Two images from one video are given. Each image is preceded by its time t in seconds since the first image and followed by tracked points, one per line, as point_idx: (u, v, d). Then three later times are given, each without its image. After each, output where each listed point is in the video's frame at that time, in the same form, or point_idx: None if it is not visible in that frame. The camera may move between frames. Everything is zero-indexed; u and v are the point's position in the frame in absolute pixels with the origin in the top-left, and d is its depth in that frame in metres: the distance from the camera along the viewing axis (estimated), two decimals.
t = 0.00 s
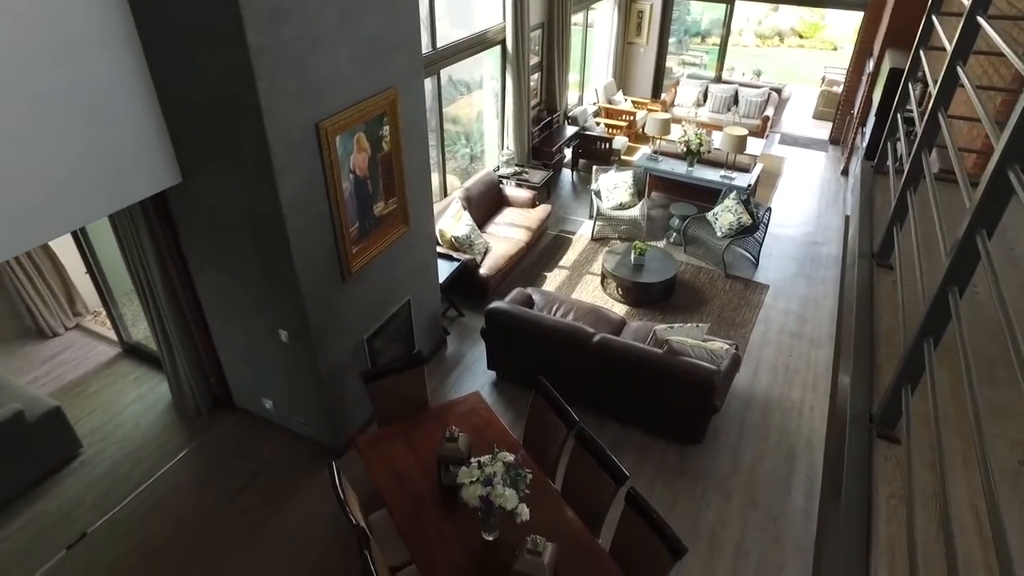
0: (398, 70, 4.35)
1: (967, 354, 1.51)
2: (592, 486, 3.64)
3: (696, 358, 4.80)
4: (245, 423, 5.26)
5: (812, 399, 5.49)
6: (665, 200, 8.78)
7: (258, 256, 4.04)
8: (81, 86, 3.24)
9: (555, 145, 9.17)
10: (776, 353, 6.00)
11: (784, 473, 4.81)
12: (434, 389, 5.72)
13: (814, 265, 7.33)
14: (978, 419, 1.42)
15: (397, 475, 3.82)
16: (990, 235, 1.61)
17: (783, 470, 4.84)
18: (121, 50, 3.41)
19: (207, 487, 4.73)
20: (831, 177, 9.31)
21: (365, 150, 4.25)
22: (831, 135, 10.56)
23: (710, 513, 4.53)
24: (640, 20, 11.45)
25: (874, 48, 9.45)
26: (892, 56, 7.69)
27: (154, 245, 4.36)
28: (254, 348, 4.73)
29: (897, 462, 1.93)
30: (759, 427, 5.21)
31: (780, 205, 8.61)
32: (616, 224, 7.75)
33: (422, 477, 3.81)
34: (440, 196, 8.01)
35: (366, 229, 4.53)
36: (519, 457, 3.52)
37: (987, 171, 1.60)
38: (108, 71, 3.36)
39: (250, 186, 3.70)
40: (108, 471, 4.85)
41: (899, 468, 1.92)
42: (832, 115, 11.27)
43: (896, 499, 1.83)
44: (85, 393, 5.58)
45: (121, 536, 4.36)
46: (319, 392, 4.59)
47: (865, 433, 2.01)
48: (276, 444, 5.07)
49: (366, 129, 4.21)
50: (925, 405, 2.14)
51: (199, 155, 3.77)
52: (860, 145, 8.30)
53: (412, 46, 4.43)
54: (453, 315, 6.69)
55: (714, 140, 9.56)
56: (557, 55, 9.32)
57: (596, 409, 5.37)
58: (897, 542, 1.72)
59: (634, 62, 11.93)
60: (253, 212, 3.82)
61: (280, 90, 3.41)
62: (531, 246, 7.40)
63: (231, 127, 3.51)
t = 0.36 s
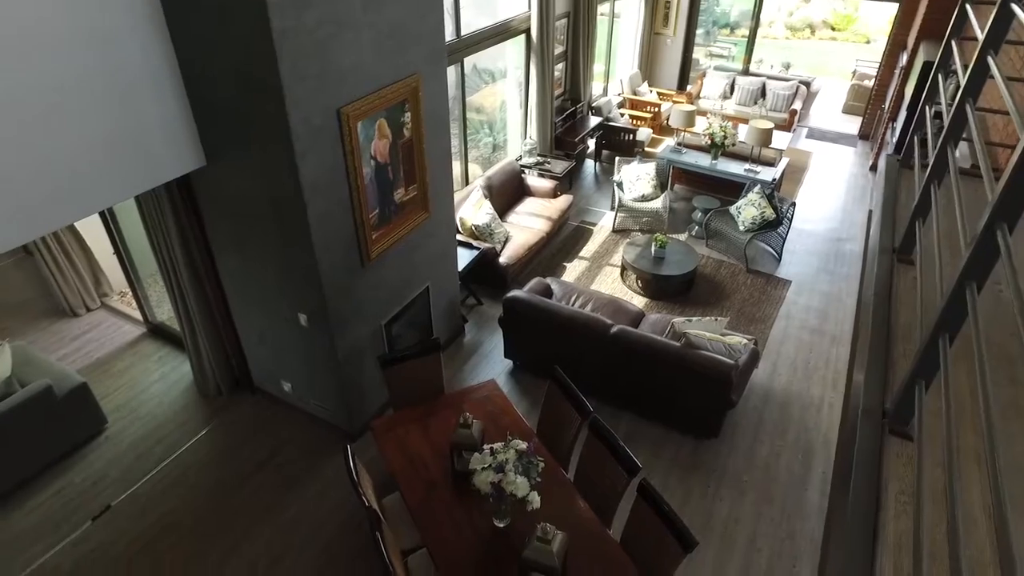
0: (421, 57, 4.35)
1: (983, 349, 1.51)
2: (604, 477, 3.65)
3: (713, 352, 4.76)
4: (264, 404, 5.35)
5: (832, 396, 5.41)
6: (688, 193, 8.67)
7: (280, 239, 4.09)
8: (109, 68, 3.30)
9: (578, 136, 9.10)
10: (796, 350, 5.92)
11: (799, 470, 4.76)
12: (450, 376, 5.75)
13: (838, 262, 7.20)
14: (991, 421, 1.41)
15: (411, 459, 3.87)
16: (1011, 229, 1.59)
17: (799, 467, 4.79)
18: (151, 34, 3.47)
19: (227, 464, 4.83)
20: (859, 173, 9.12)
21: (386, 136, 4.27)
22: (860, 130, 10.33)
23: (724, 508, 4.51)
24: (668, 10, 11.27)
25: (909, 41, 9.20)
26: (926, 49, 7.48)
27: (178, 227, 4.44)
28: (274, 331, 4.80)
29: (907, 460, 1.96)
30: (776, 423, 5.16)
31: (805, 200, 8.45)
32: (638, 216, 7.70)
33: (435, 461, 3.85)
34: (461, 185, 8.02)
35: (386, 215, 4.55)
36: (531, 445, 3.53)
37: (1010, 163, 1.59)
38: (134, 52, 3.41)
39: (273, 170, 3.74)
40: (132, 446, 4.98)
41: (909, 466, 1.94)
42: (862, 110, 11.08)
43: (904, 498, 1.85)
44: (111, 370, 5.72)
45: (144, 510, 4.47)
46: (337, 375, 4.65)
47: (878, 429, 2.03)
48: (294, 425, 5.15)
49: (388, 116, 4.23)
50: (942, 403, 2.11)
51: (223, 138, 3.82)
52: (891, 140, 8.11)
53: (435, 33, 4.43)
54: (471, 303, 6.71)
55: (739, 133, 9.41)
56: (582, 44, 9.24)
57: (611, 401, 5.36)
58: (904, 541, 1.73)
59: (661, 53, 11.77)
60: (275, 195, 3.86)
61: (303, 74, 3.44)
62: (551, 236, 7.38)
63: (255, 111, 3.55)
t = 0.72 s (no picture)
0: (450, 43, 4.33)
1: (1006, 365, 1.47)
2: (621, 473, 3.62)
3: (738, 351, 4.68)
4: (289, 385, 5.44)
5: (859, 400, 5.29)
6: (720, 187, 8.51)
7: (305, 224, 4.13)
8: (139, 51, 3.35)
9: (610, 126, 8.97)
10: (825, 351, 5.79)
11: (822, 473, 4.67)
12: (472, 365, 5.77)
13: (872, 262, 7.00)
14: (1014, 439, 1.36)
15: (429, 446, 3.89)
16: None
17: (822, 470, 4.70)
18: (185, 21, 3.53)
19: (250, 443, 4.93)
20: (899, 170, 8.84)
21: (414, 123, 4.27)
22: (903, 126, 10.00)
23: (742, 508, 4.45)
24: None
25: (959, 33, 8.85)
26: (977, 42, 7.17)
27: (209, 211, 4.52)
28: (299, 313, 4.86)
29: (923, 477, 1.93)
30: (801, 424, 5.06)
31: (840, 197, 8.23)
32: (668, 210, 7.60)
33: (453, 449, 3.87)
34: (490, 173, 8.01)
35: (412, 202, 4.56)
36: (548, 438, 3.52)
37: None
38: (165, 36, 3.46)
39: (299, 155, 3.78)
40: (161, 421, 5.11)
41: (926, 484, 1.91)
42: (905, 105, 10.71)
43: (919, 517, 1.82)
44: (143, 346, 5.88)
45: (170, 484, 4.59)
46: (359, 360, 4.70)
47: (896, 444, 2.01)
48: (316, 408, 5.23)
49: (416, 103, 4.22)
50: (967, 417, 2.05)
51: (252, 122, 3.86)
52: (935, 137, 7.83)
53: (465, 19, 4.40)
54: (496, 292, 6.71)
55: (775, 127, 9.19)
56: (617, 32, 9.09)
57: (632, 395, 5.31)
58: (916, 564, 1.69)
59: (697, 44, 11.48)
60: (302, 180, 3.89)
61: (331, 60, 3.44)
62: (579, 227, 7.32)
63: (283, 96, 3.57)
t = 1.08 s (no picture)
0: (488, 31, 4.29)
1: None
2: (642, 472, 3.57)
3: (770, 353, 4.55)
4: (318, 367, 5.53)
5: (896, 409, 5.11)
6: (761, 184, 8.28)
7: (337, 208, 4.16)
8: (177, 32, 3.42)
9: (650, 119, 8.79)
10: (862, 357, 5.60)
11: (853, 483, 4.54)
12: (498, 355, 5.75)
13: (917, 267, 6.74)
14: None
15: (451, 435, 3.91)
16: None
17: (853, 480, 4.56)
18: (224, 5, 3.59)
19: (278, 422, 5.03)
20: (952, 172, 8.47)
21: (448, 111, 4.25)
22: (959, 125, 9.56)
23: (767, 514, 4.36)
24: None
25: None
26: None
27: (245, 194, 4.60)
28: (329, 297, 4.92)
29: (950, 500, 2.03)
30: (833, 432, 4.91)
31: (887, 198, 7.92)
32: (706, 206, 7.43)
33: (474, 439, 3.88)
34: (526, 163, 7.94)
35: (444, 190, 4.55)
36: (571, 433, 3.49)
37: None
38: (204, 18, 3.52)
39: (332, 140, 3.80)
40: (194, 396, 5.25)
41: (952, 507, 2.01)
42: (962, 103, 10.24)
43: (945, 542, 1.90)
44: (180, 323, 6.04)
45: (200, 458, 4.71)
46: (386, 345, 4.74)
47: (923, 466, 2.09)
48: (343, 390, 5.30)
49: (451, 91, 4.19)
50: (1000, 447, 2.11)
51: (288, 106, 3.90)
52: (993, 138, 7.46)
53: (504, 7, 4.35)
54: (527, 283, 6.68)
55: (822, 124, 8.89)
56: (661, 23, 8.89)
57: (659, 393, 5.24)
58: None
59: (744, 36, 11.17)
60: (335, 164, 3.91)
61: (367, 47, 3.44)
62: (613, 221, 7.21)
63: (318, 81, 3.59)
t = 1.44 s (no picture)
0: (520, 17, 4.23)
1: None
2: (660, 470, 3.52)
3: (797, 354, 4.44)
4: (341, 350, 5.59)
5: (926, 416, 4.96)
6: (796, 179, 8.07)
7: (363, 193, 4.17)
8: (211, 15, 3.49)
9: (684, 110, 8.59)
10: (893, 361, 5.45)
11: (877, 490, 4.43)
12: (521, 345, 5.74)
13: (957, 270, 6.51)
14: None
15: (469, 424, 3.91)
16: None
17: (877, 487, 4.45)
18: None
19: (300, 402, 5.10)
20: (1000, 172, 8.15)
21: (477, 98, 4.21)
22: (1009, 123, 9.19)
23: (786, 517, 4.28)
24: None
25: None
26: None
27: (275, 177, 4.66)
28: (354, 281, 4.95)
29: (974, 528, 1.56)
30: (860, 437, 4.79)
31: (928, 197, 7.66)
32: (738, 200, 7.22)
33: (492, 429, 3.88)
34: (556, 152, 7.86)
35: (471, 178, 4.53)
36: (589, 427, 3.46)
37: None
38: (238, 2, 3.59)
39: (358, 124, 3.80)
40: (219, 374, 5.36)
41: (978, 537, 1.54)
42: (1015, 99, 9.83)
43: None
44: (209, 301, 6.16)
45: (223, 435, 4.81)
46: (409, 331, 4.76)
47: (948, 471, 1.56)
48: (365, 374, 5.35)
49: (481, 78, 4.15)
50: None
51: (317, 90, 3.91)
52: None
53: None
54: (553, 273, 6.64)
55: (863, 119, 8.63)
56: (699, 11, 8.68)
57: (682, 390, 5.17)
58: None
59: (785, 26, 10.83)
60: (362, 149, 3.91)
61: (396, 31, 3.42)
62: (643, 213, 7.11)
63: (346, 65, 3.58)
